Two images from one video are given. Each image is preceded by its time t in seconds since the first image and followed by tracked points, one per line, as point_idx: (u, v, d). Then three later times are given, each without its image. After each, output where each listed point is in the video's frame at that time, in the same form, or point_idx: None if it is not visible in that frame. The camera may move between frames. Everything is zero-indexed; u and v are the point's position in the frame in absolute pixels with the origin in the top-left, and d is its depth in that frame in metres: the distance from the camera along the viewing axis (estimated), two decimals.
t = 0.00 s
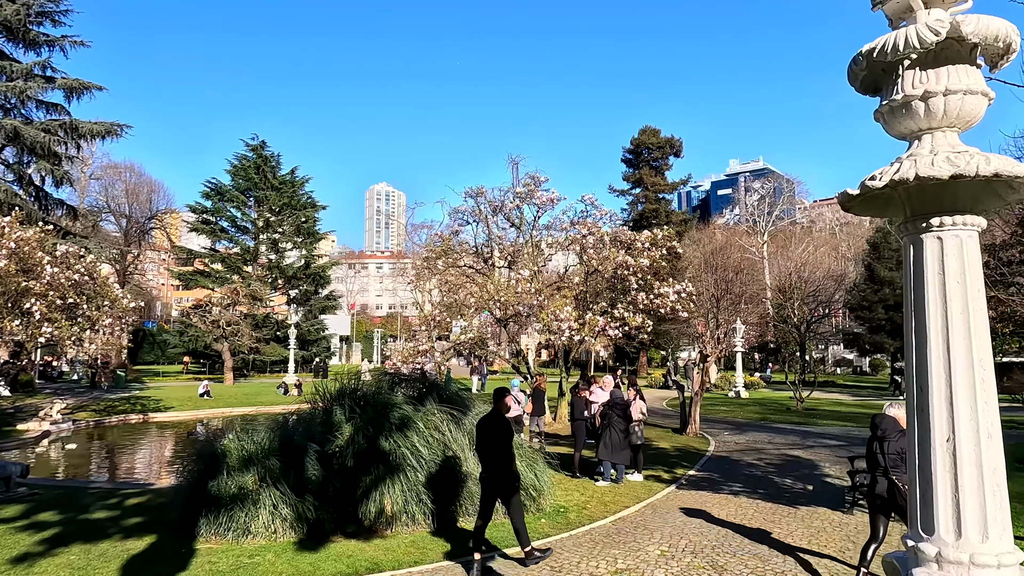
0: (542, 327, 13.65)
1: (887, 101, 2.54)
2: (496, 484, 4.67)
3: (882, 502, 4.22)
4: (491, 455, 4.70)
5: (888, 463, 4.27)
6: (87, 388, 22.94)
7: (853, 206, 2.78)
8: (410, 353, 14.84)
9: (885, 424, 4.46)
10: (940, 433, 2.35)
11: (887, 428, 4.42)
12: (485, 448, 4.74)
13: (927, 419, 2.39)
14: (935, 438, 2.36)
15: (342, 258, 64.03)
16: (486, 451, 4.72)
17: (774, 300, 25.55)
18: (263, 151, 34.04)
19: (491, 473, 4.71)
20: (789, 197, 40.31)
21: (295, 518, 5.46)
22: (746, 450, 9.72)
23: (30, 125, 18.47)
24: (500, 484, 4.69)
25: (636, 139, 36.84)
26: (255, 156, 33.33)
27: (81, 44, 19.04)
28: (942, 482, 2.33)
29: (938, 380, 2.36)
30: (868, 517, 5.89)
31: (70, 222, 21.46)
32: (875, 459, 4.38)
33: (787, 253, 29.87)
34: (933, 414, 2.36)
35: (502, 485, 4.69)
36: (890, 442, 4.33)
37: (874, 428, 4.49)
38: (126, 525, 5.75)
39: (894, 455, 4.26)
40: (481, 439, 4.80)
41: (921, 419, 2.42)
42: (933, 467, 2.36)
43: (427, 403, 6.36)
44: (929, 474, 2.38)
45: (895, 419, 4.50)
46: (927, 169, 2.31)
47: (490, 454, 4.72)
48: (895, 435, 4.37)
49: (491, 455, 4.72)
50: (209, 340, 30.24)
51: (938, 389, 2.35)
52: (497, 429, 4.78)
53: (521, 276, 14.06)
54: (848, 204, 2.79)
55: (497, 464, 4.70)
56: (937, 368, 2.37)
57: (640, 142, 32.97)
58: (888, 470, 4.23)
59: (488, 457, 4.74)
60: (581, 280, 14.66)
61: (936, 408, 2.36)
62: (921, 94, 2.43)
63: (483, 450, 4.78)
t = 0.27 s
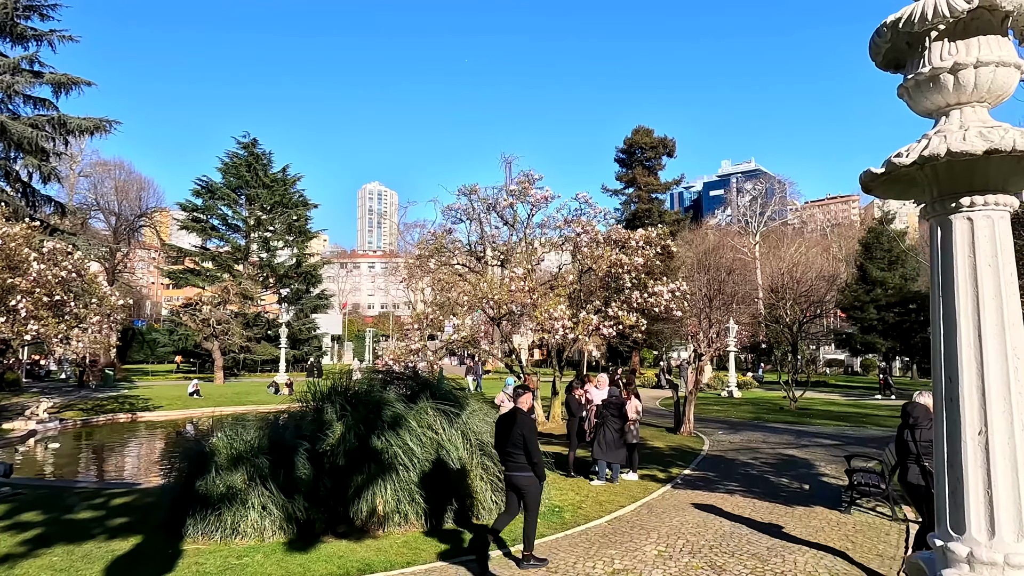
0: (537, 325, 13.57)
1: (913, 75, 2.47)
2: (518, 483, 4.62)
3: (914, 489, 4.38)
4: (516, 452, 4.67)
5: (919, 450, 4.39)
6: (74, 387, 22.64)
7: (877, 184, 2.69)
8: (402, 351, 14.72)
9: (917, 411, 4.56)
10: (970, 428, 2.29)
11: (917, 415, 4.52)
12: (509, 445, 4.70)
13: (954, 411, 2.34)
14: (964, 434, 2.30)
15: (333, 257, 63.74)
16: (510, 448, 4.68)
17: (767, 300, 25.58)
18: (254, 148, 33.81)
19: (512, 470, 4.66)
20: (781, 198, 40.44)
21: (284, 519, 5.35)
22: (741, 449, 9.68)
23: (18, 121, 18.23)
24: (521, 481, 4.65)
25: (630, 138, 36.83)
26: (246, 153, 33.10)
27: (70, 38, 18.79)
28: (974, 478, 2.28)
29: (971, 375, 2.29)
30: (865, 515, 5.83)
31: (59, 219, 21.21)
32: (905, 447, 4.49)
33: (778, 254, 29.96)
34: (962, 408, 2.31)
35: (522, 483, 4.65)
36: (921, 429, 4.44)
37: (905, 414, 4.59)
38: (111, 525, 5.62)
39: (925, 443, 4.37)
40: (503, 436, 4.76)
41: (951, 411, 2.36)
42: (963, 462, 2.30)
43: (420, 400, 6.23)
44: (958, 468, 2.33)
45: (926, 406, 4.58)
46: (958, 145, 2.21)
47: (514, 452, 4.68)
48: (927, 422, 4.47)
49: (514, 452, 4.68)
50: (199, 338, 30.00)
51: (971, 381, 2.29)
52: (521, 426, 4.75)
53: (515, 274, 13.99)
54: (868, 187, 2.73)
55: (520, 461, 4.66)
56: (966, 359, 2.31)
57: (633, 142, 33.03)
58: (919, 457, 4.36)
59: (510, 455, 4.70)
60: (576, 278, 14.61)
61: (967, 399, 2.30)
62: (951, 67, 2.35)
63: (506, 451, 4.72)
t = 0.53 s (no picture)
0: (533, 324, 13.49)
1: (948, 52, 2.13)
2: (539, 477, 4.63)
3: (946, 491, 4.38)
4: (540, 446, 4.73)
5: (951, 453, 4.38)
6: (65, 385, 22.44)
7: (906, 173, 2.35)
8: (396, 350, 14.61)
9: (948, 414, 4.50)
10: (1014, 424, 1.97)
11: (949, 418, 4.48)
12: (533, 439, 4.77)
13: (993, 407, 2.02)
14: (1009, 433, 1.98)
15: (327, 256, 63.57)
16: (535, 442, 4.75)
17: (761, 300, 25.61)
18: (248, 147, 33.65)
19: (534, 464, 4.69)
20: (774, 199, 40.48)
21: (278, 519, 5.25)
22: (738, 448, 9.63)
23: (8, 117, 18.02)
24: (540, 476, 4.67)
25: (625, 138, 36.81)
26: (240, 151, 32.94)
27: (61, 34, 18.60)
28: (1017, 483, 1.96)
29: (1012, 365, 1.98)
30: (866, 516, 5.78)
31: (50, 217, 21.04)
32: (936, 448, 4.47)
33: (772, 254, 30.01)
34: (1004, 404, 1.98)
35: (541, 478, 4.66)
36: (953, 432, 4.40)
37: (936, 417, 4.55)
38: (100, 526, 5.50)
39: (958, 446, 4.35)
40: (527, 431, 4.84)
41: (991, 408, 2.04)
42: (1004, 462, 1.99)
43: (416, 399, 6.14)
44: (1000, 468, 2.01)
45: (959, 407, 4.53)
46: (1003, 124, 1.88)
47: (538, 446, 4.74)
48: (958, 424, 4.43)
49: (537, 447, 4.74)
50: (192, 337, 29.81)
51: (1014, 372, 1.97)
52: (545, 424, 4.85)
53: (511, 272, 13.91)
54: (899, 173, 2.40)
55: (542, 456, 4.71)
56: (1008, 347, 1.99)
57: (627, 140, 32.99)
58: (952, 460, 4.35)
59: (532, 449, 4.75)
60: (572, 277, 14.55)
61: (1009, 396, 1.98)
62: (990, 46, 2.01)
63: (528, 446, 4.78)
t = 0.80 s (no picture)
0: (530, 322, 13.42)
1: (993, 23, 2.13)
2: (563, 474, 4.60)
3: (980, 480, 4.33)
4: (563, 442, 4.69)
5: (981, 440, 4.35)
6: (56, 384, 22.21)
7: (948, 151, 2.36)
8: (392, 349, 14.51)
9: (976, 402, 4.51)
10: None
11: (978, 406, 4.47)
12: (556, 435, 4.73)
13: None
14: None
15: (321, 255, 63.30)
16: (557, 438, 4.71)
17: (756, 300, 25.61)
18: (242, 145, 33.46)
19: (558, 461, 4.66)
20: (769, 199, 40.50)
21: (274, 519, 5.16)
22: (737, 447, 9.59)
23: None
24: (565, 473, 4.63)
25: (620, 138, 36.76)
26: (234, 149, 32.76)
27: (52, 29, 18.42)
28: None
29: None
30: (869, 514, 5.73)
31: (41, 215, 20.86)
32: (967, 436, 4.45)
33: (768, 253, 30.02)
34: None
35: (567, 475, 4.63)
36: (982, 419, 4.39)
37: (965, 406, 4.56)
38: (93, 526, 5.40)
39: (987, 433, 4.34)
40: (551, 427, 4.80)
41: None
42: None
43: (415, 396, 6.05)
44: None
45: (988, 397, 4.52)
46: None
47: (560, 442, 4.70)
48: (987, 412, 4.43)
49: (560, 442, 4.71)
50: (185, 336, 29.59)
51: None
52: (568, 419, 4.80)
53: (508, 270, 13.84)
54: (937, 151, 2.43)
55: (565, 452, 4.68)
56: None
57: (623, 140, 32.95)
58: (983, 447, 4.31)
59: (555, 446, 4.72)
60: (569, 275, 14.49)
61: None
62: None
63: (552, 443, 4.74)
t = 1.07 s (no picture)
0: (528, 321, 13.35)
1: None
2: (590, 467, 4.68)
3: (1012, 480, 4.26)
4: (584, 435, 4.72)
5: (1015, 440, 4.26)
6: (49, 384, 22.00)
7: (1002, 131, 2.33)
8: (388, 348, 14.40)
9: (1010, 401, 4.37)
10: None
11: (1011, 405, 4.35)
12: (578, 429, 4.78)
13: None
14: None
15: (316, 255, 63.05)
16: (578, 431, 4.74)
17: (752, 300, 25.61)
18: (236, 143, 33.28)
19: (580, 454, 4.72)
20: (764, 200, 40.53)
21: (271, 519, 5.06)
22: (736, 447, 9.54)
23: None
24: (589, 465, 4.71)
25: (617, 138, 36.73)
26: (228, 148, 32.57)
27: (46, 25, 18.24)
28: None
29: None
30: (873, 514, 5.67)
31: (34, 212, 20.69)
32: (999, 436, 4.35)
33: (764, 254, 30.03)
34: None
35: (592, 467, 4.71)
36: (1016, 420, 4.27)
37: (998, 405, 4.42)
38: (84, 527, 5.29)
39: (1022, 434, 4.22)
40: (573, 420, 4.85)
41: None
42: None
43: (414, 395, 5.96)
44: None
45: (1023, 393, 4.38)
46: None
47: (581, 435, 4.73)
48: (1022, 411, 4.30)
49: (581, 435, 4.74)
50: (179, 335, 29.39)
51: None
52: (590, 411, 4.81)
53: (506, 269, 13.77)
54: (984, 128, 2.75)
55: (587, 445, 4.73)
56: None
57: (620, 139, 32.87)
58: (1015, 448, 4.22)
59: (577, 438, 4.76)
60: (568, 273, 14.43)
61: None
62: None
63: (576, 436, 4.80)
